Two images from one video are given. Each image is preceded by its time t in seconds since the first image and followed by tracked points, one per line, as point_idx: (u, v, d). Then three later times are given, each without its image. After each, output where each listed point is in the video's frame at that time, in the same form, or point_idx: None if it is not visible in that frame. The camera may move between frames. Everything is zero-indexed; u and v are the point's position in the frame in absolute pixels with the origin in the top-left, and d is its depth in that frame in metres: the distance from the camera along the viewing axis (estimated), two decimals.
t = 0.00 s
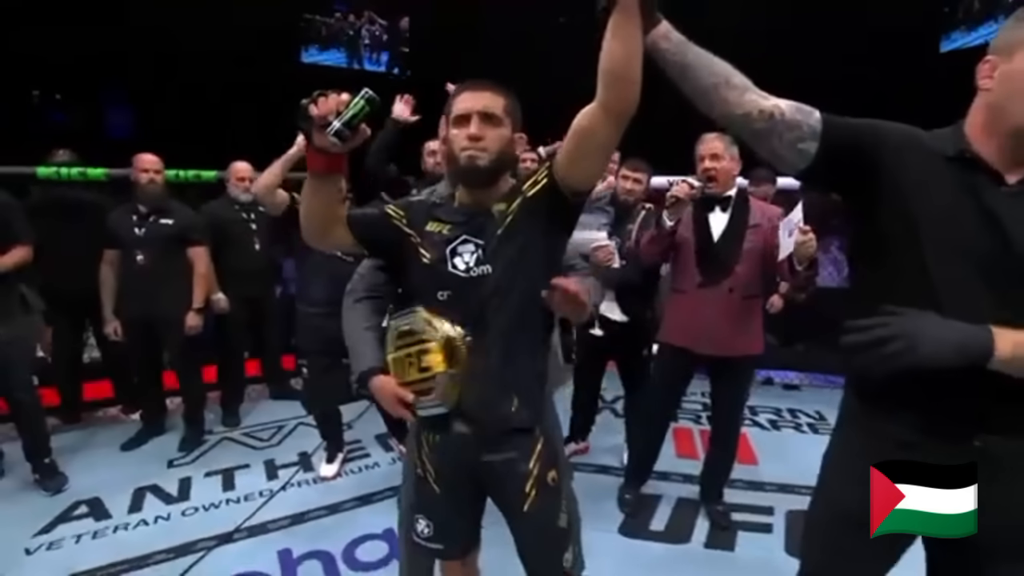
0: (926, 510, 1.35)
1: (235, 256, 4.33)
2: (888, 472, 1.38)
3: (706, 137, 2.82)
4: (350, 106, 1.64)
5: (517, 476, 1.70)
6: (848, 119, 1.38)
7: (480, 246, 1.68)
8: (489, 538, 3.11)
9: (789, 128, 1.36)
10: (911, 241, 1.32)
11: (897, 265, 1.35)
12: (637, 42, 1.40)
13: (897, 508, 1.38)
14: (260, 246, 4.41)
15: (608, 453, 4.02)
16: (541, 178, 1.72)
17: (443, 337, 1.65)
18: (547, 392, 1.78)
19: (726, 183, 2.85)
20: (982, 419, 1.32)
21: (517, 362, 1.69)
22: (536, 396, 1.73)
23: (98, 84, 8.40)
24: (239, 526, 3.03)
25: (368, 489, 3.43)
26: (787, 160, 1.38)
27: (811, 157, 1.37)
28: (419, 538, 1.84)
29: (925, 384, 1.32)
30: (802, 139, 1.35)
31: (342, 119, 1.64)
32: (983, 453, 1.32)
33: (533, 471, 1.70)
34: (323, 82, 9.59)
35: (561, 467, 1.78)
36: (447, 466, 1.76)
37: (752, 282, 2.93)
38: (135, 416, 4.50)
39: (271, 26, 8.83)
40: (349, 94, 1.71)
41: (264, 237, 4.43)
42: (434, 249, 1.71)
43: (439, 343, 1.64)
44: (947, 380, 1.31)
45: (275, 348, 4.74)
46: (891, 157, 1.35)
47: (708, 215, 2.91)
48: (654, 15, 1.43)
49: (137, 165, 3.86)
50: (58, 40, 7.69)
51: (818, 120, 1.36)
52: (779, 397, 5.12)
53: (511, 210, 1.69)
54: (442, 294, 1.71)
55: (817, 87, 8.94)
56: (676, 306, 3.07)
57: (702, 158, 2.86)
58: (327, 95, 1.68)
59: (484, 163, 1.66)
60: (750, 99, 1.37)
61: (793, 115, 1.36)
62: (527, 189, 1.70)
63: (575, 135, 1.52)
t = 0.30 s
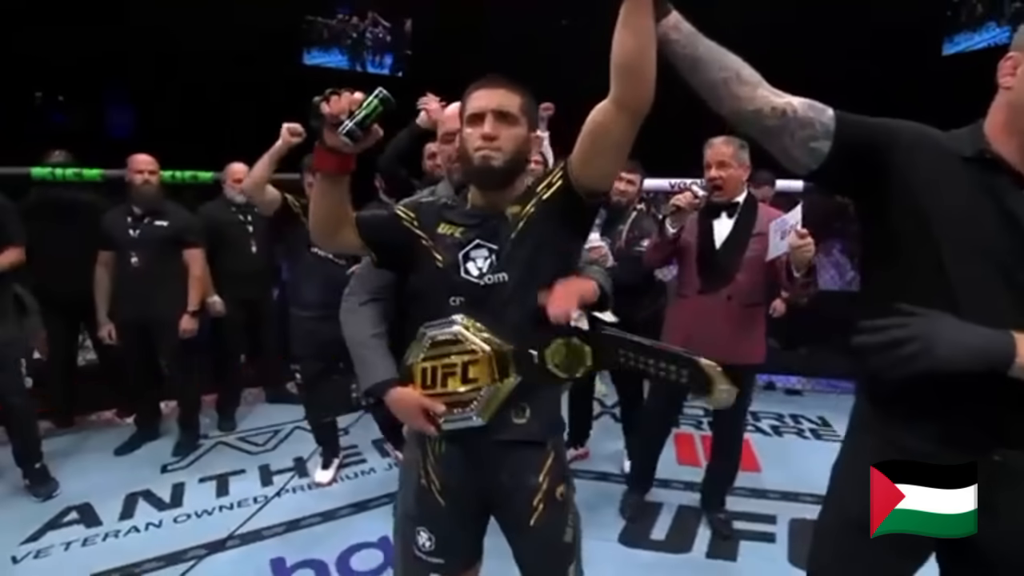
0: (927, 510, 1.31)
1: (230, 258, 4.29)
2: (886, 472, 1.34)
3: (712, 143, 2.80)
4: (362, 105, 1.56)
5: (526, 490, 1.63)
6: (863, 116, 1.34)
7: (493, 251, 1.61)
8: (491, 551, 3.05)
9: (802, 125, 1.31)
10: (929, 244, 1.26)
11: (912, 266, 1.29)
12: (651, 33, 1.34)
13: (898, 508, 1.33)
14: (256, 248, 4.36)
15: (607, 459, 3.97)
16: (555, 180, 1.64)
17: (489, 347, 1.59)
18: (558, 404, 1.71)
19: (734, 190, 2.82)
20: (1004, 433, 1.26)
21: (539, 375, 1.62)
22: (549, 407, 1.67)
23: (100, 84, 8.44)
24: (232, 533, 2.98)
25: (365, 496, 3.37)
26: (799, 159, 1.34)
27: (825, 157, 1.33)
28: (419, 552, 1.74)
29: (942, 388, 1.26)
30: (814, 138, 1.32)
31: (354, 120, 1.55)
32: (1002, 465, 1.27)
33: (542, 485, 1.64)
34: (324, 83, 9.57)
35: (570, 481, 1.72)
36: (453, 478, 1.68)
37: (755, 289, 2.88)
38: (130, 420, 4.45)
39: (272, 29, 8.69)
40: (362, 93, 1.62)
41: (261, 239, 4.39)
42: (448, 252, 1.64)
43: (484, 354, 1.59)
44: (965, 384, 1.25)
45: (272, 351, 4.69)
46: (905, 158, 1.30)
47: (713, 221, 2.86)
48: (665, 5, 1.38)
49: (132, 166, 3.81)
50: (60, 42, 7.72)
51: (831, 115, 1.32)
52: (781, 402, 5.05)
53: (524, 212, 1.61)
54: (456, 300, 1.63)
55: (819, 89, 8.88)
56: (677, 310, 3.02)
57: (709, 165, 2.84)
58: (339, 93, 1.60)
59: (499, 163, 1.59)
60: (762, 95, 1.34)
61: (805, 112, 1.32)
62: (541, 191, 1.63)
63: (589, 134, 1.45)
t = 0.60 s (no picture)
0: (927, 510, 1.28)
1: (225, 260, 4.26)
2: (885, 472, 1.32)
3: (711, 141, 2.80)
4: (369, 101, 1.48)
5: (538, 494, 1.59)
6: (867, 113, 1.31)
7: (505, 253, 1.53)
8: (493, 550, 3.03)
9: (806, 121, 1.29)
10: (934, 242, 1.25)
11: (917, 263, 1.27)
12: (656, 26, 1.31)
13: (897, 508, 1.31)
14: (250, 250, 4.32)
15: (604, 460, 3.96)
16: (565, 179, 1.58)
17: (509, 357, 1.52)
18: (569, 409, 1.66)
19: (731, 190, 2.79)
20: (1012, 437, 1.24)
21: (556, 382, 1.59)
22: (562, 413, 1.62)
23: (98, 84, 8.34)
24: (225, 539, 2.94)
25: (361, 500, 3.34)
26: (803, 157, 1.31)
27: (830, 154, 1.30)
28: (424, 564, 1.65)
29: (950, 389, 1.24)
30: (817, 135, 1.29)
31: (362, 114, 1.47)
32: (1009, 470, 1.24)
33: (555, 489, 1.59)
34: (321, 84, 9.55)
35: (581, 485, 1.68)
36: (463, 484, 1.61)
37: (750, 290, 2.87)
38: (123, 424, 4.41)
39: (268, 29, 9.05)
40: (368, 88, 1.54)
41: (255, 242, 4.35)
42: (460, 253, 1.55)
43: (506, 363, 1.52)
44: (972, 387, 1.23)
45: (268, 354, 4.65)
46: (911, 157, 1.27)
47: (709, 221, 2.84)
48: None
49: (124, 168, 3.77)
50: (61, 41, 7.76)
51: (835, 112, 1.30)
52: (779, 403, 5.03)
53: (534, 213, 1.55)
54: (468, 304, 1.54)
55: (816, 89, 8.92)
56: (673, 310, 3.04)
57: (708, 164, 2.83)
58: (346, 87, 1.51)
59: (509, 165, 1.53)
60: (765, 91, 1.31)
61: (809, 113, 1.29)
62: (552, 192, 1.56)
63: (597, 130, 1.41)
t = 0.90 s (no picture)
0: (928, 511, 1.26)
1: (218, 262, 4.22)
2: (884, 472, 1.31)
3: (705, 142, 2.80)
4: (378, 97, 1.43)
5: (547, 495, 1.55)
6: (871, 111, 1.29)
7: (514, 254, 1.48)
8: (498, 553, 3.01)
9: (808, 119, 1.27)
10: (938, 238, 1.23)
11: (922, 263, 1.24)
12: (659, 24, 1.29)
13: (898, 509, 1.29)
14: (244, 253, 4.28)
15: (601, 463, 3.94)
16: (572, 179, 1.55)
17: (534, 351, 1.48)
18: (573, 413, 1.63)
19: (723, 189, 2.79)
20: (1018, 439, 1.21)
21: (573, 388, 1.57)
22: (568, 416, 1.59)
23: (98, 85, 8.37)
24: (217, 545, 2.90)
25: (356, 503, 3.30)
26: (805, 156, 1.29)
27: (833, 152, 1.27)
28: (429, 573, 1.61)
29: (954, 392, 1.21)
30: (819, 133, 1.27)
31: (371, 111, 1.42)
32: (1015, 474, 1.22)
33: (563, 490, 1.56)
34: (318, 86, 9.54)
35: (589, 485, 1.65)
36: (472, 491, 1.57)
37: (742, 291, 2.85)
38: (114, 429, 4.35)
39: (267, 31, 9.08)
40: (376, 85, 1.49)
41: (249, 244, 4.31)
42: (467, 253, 1.49)
43: (530, 358, 1.48)
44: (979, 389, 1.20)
45: (262, 357, 4.60)
46: (917, 156, 1.25)
47: (700, 220, 2.83)
48: None
49: (114, 169, 3.72)
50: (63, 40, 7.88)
51: (838, 110, 1.27)
52: (775, 402, 5.02)
53: (541, 214, 1.51)
54: (476, 305, 1.49)
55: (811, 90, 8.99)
56: (663, 310, 3.03)
57: (700, 164, 2.83)
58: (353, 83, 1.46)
59: (520, 175, 1.48)
60: (767, 87, 1.29)
61: (815, 110, 1.27)
62: (558, 192, 1.53)
63: (603, 129, 1.39)
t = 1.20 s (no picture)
0: (927, 510, 1.25)
1: (212, 264, 4.19)
2: (884, 472, 1.29)
3: (695, 138, 2.79)
4: (380, 97, 1.42)
5: (549, 494, 1.54)
6: (871, 109, 1.28)
7: (514, 254, 1.47)
8: (500, 554, 3.00)
9: (806, 116, 1.26)
10: (936, 235, 1.22)
11: (921, 262, 1.23)
12: (656, 21, 1.27)
13: (898, 509, 1.27)
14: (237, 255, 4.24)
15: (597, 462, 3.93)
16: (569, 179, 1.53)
17: (538, 350, 1.47)
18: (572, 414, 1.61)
19: (712, 185, 2.77)
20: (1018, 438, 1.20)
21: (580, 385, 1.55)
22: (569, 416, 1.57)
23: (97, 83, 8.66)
24: (211, 549, 2.88)
25: (351, 505, 3.28)
26: (804, 152, 1.27)
27: (831, 149, 1.26)
28: None
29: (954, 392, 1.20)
30: (817, 129, 1.25)
31: (373, 112, 1.41)
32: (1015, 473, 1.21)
33: (565, 489, 1.55)
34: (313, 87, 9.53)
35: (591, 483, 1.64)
36: (473, 493, 1.55)
37: (731, 288, 2.85)
38: (107, 432, 4.31)
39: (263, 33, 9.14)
40: (376, 84, 1.48)
41: (242, 246, 4.27)
42: (467, 253, 1.47)
43: (536, 356, 1.47)
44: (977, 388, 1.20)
45: (256, 359, 4.57)
46: (917, 153, 1.24)
47: (689, 217, 2.82)
48: None
49: (105, 170, 3.67)
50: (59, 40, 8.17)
51: (836, 107, 1.26)
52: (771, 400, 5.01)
53: (540, 215, 1.49)
54: (473, 305, 1.47)
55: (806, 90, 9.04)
56: (655, 307, 3.02)
57: (689, 161, 2.80)
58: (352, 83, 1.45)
59: (519, 187, 1.45)
60: (764, 84, 1.28)
61: (812, 105, 1.26)
62: (555, 191, 1.51)
63: (600, 127, 1.38)
